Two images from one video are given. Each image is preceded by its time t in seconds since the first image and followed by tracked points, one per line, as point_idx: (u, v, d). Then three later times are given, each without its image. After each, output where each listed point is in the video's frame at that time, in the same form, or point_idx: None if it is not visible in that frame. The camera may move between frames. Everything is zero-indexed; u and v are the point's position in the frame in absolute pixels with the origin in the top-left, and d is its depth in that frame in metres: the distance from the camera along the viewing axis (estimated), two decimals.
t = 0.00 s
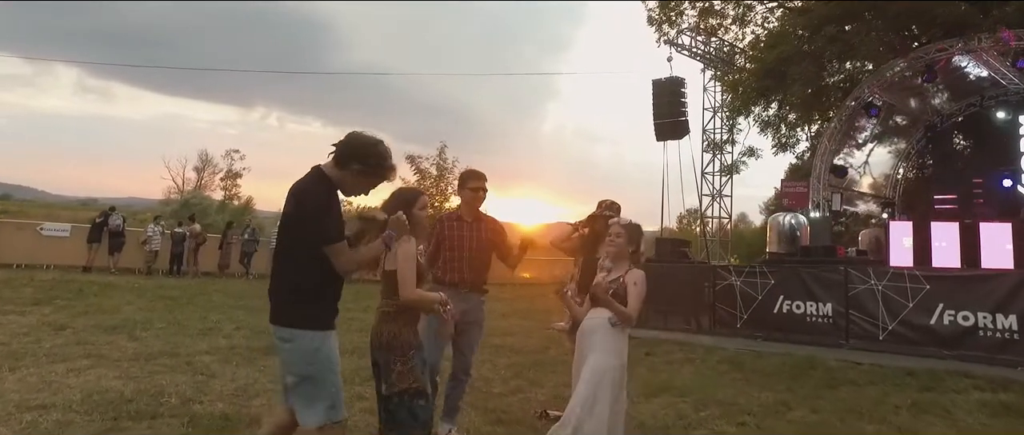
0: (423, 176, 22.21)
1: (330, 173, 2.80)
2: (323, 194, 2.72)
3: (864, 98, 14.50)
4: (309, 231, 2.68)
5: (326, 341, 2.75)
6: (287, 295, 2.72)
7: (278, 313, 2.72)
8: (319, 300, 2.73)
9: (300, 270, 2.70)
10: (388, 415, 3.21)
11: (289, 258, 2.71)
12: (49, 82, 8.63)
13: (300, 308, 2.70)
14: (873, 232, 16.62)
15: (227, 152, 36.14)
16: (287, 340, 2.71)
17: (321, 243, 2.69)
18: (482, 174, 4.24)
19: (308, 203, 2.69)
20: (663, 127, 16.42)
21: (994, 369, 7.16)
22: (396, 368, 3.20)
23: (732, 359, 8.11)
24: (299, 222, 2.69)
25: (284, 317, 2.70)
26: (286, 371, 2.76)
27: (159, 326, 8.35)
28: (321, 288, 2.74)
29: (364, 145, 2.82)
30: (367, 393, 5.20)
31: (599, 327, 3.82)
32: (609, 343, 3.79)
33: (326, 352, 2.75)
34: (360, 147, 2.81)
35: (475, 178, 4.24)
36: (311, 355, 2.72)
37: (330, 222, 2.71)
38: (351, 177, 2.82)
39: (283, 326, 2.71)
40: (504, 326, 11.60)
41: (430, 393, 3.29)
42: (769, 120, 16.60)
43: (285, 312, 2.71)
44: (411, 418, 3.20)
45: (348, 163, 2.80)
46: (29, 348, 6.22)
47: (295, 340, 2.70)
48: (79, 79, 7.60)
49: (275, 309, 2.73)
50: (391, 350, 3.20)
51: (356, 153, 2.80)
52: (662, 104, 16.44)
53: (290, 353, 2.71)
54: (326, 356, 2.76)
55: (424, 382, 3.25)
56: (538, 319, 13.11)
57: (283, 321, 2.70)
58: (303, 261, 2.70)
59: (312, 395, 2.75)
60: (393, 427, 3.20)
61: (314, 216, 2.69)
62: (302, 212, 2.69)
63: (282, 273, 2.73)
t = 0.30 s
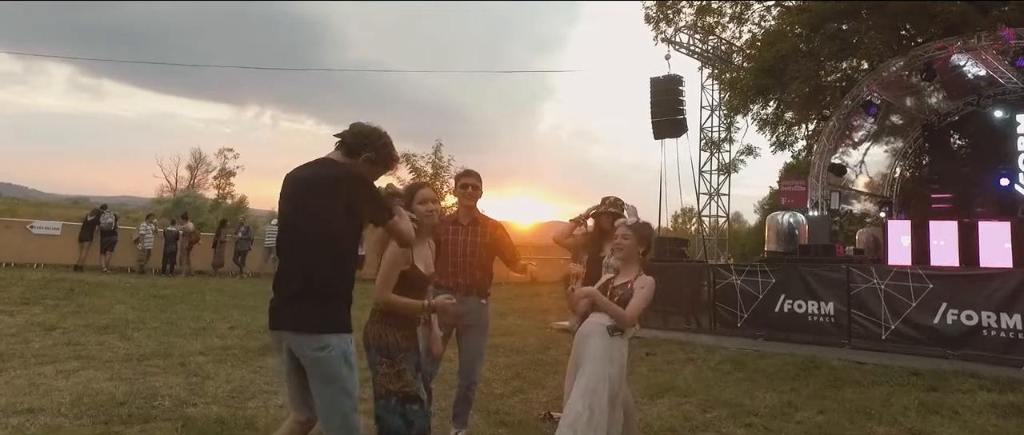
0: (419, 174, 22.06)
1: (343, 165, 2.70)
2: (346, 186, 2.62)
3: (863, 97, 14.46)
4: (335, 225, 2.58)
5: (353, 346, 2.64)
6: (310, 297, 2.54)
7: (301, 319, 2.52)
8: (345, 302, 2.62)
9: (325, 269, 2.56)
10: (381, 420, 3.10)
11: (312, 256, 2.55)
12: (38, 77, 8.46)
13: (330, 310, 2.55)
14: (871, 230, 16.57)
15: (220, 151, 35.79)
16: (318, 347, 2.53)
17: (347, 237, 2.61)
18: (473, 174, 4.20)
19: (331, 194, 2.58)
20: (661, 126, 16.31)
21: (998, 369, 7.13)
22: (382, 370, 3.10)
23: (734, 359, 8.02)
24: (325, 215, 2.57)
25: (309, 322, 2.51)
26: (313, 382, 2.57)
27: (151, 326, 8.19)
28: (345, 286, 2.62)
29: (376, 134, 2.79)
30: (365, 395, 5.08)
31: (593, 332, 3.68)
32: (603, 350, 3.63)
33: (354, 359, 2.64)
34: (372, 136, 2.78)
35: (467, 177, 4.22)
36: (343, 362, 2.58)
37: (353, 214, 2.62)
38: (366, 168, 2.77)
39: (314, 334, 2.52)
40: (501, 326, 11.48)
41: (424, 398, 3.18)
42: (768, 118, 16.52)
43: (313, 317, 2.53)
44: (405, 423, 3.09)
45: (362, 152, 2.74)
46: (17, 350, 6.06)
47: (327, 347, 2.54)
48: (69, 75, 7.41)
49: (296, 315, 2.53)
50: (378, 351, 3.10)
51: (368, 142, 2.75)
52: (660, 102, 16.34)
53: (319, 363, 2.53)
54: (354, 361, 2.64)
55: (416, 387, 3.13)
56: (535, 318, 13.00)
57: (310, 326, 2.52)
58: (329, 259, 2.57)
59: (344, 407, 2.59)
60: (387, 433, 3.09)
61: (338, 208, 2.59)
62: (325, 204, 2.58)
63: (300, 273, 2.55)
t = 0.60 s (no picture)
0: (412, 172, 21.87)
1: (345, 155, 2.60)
2: (353, 175, 2.52)
3: (859, 95, 14.45)
4: (347, 216, 2.48)
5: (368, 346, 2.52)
6: (326, 292, 2.41)
7: (319, 315, 2.39)
8: (355, 297, 2.47)
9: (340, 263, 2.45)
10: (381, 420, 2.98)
11: (325, 251, 2.44)
12: (25, 72, 8.26)
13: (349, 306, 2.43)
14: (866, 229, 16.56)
15: (211, 148, 35.37)
16: (337, 345, 2.39)
17: (359, 228, 2.51)
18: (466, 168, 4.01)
19: (339, 186, 2.49)
20: (657, 124, 16.23)
21: (1001, 368, 7.12)
22: (382, 367, 2.97)
23: (735, 359, 7.95)
24: (335, 208, 2.47)
25: (326, 318, 2.38)
26: (323, 385, 2.39)
27: (142, 326, 8.01)
28: (361, 281, 2.51)
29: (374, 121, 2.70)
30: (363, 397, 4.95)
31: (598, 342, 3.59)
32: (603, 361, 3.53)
33: (367, 362, 2.49)
34: (371, 123, 2.68)
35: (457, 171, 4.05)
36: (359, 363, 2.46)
37: (362, 205, 2.52)
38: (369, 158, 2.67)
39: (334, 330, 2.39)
40: (498, 324, 11.37)
41: (426, 399, 3.05)
42: (765, 117, 16.48)
43: (331, 312, 2.39)
44: (402, 424, 2.96)
45: (361, 139, 2.64)
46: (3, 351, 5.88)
47: (346, 345, 2.41)
48: (56, 70, 7.22)
49: (311, 312, 2.40)
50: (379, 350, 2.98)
51: (367, 129, 2.66)
52: (657, 100, 16.26)
53: (336, 362, 2.38)
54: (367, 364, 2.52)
55: (418, 387, 3.00)
56: (531, 317, 12.88)
57: (328, 322, 2.39)
58: (343, 253, 2.46)
59: (355, 413, 2.43)
60: None
61: (346, 199, 2.49)
62: (332, 196, 2.48)
63: (314, 269, 2.44)
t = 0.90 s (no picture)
0: (398, 169, 21.67)
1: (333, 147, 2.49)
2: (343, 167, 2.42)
3: (846, 93, 14.50)
4: (341, 212, 2.39)
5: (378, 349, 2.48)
6: (329, 293, 2.33)
7: (327, 318, 2.31)
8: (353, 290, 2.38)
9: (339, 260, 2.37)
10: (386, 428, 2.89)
11: (324, 248, 2.35)
12: None
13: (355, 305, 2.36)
14: (850, 227, 16.69)
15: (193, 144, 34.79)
16: (351, 351, 2.34)
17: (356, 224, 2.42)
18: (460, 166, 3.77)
19: (329, 179, 2.38)
20: (645, 121, 16.22)
21: (989, 365, 7.20)
22: (388, 378, 2.89)
23: (726, 356, 7.93)
24: (329, 203, 2.37)
25: (329, 318, 2.30)
26: (338, 393, 2.33)
27: (123, 325, 7.81)
28: (363, 277, 2.44)
29: (359, 110, 2.57)
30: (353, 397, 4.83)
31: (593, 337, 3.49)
32: (597, 356, 3.44)
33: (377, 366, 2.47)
34: (356, 111, 2.56)
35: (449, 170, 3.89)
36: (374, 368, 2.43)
37: (357, 200, 2.42)
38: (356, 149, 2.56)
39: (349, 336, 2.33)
40: (486, 322, 11.27)
41: (434, 404, 2.95)
42: (752, 114, 16.55)
43: (340, 314, 2.32)
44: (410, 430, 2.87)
45: (347, 130, 2.52)
46: None
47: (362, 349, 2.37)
48: (33, 62, 6.99)
49: (315, 314, 2.31)
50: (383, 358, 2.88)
51: (352, 118, 2.54)
52: (645, 97, 16.23)
53: (354, 369, 2.34)
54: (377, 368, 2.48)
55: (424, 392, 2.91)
56: (519, 314, 12.79)
57: (330, 321, 2.31)
58: (344, 251, 2.37)
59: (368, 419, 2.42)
60: None
61: (336, 191, 2.38)
62: (323, 191, 2.37)
63: (311, 268, 2.35)
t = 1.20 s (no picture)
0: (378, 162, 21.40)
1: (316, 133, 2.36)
2: (326, 154, 2.29)
3: (828, 88, 14.46)
4: (326, 202, 2.26)
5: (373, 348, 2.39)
6: (317, 288, 2.22)
7: (316, 314, 2.19)
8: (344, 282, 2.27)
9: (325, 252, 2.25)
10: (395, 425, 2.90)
11: (309, 240, 2.24)
12: None
13: (345, 299, 2.24)
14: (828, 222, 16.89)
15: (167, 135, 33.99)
16: (345, 355, 2.25)
17: (342, 214, 2.29)
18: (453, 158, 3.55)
19: (309, 166, 2.27)
20: (628, 114, 16.20)
21: (969, 357, 7.32)
22: (405, 371, 2.91)
23: (711, 350, 7.93)
24: (311, 192, 2.25)
25: (319, 312, 2.19)
26: (334, 399, 2.25)
27: (95, 320, 7.55)
28: (354, 266, 2.32)
29: (340, 92, 2.43)
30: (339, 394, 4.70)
31: (580, 325, 3.38)
32: (585, 343, 3.34)
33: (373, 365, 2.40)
34: (337, 94, 2.41)
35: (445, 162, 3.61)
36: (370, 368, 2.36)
37: (342, 188, 2.29)
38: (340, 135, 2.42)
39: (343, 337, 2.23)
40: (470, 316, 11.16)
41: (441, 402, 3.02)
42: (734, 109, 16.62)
43: (330, 311, 2.20)
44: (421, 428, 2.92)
45: (329, 115, 2.38)
46: None
47: (358, 350, 2.28)
48: None
49: (302, 309, 2.19)
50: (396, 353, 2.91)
51: (333, 101, 2.40)
52: (628, 91, 16.20)
53: (350, 369, 2.26)
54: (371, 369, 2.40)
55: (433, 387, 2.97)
56: (503, 309, 12.70)
57: (320, 316, 2.19)
58: (330, 242, 2.25)
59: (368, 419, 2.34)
60: None
61: (317, 178, 2.27)
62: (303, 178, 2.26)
63: (297, 261, 2.23)
